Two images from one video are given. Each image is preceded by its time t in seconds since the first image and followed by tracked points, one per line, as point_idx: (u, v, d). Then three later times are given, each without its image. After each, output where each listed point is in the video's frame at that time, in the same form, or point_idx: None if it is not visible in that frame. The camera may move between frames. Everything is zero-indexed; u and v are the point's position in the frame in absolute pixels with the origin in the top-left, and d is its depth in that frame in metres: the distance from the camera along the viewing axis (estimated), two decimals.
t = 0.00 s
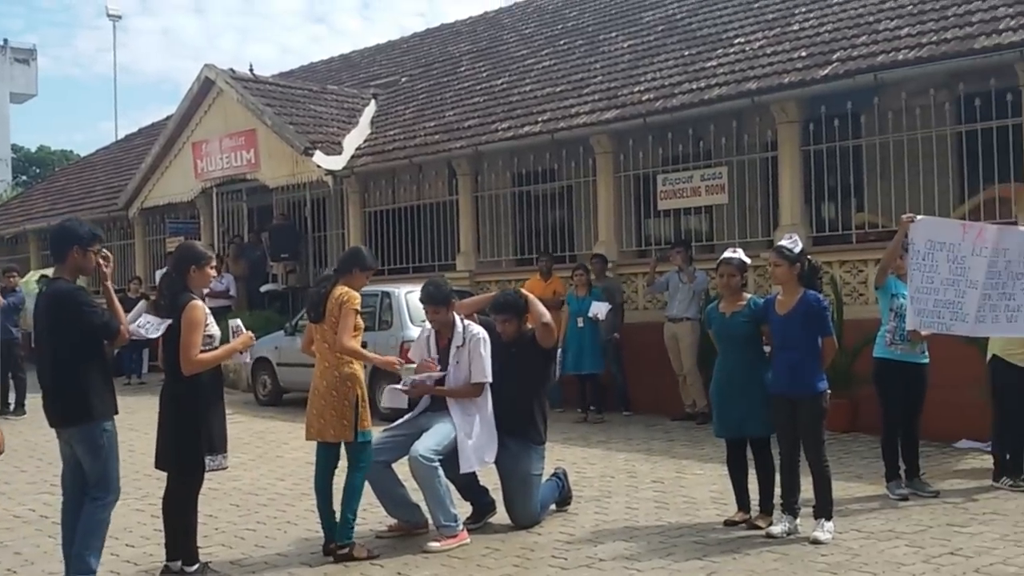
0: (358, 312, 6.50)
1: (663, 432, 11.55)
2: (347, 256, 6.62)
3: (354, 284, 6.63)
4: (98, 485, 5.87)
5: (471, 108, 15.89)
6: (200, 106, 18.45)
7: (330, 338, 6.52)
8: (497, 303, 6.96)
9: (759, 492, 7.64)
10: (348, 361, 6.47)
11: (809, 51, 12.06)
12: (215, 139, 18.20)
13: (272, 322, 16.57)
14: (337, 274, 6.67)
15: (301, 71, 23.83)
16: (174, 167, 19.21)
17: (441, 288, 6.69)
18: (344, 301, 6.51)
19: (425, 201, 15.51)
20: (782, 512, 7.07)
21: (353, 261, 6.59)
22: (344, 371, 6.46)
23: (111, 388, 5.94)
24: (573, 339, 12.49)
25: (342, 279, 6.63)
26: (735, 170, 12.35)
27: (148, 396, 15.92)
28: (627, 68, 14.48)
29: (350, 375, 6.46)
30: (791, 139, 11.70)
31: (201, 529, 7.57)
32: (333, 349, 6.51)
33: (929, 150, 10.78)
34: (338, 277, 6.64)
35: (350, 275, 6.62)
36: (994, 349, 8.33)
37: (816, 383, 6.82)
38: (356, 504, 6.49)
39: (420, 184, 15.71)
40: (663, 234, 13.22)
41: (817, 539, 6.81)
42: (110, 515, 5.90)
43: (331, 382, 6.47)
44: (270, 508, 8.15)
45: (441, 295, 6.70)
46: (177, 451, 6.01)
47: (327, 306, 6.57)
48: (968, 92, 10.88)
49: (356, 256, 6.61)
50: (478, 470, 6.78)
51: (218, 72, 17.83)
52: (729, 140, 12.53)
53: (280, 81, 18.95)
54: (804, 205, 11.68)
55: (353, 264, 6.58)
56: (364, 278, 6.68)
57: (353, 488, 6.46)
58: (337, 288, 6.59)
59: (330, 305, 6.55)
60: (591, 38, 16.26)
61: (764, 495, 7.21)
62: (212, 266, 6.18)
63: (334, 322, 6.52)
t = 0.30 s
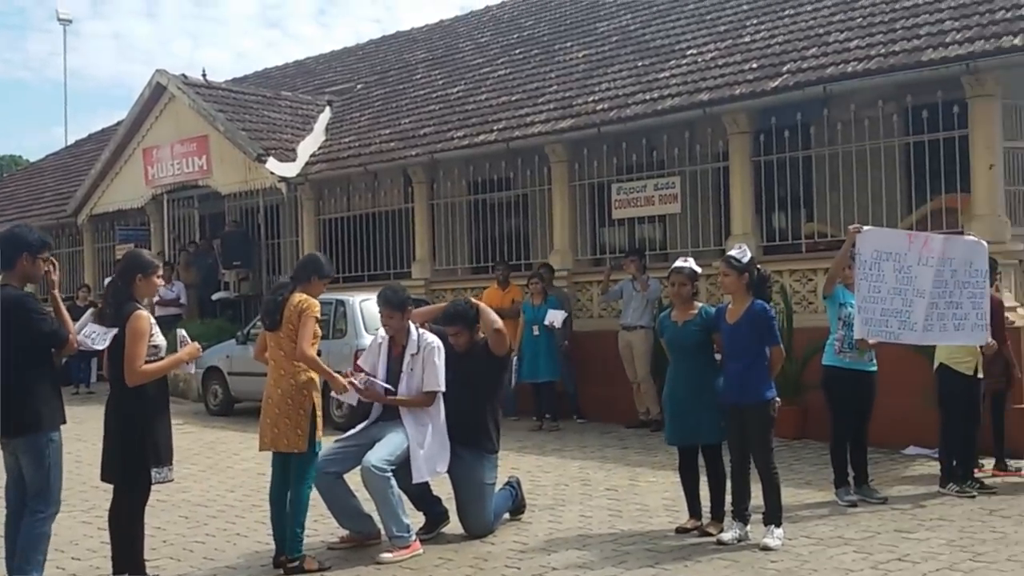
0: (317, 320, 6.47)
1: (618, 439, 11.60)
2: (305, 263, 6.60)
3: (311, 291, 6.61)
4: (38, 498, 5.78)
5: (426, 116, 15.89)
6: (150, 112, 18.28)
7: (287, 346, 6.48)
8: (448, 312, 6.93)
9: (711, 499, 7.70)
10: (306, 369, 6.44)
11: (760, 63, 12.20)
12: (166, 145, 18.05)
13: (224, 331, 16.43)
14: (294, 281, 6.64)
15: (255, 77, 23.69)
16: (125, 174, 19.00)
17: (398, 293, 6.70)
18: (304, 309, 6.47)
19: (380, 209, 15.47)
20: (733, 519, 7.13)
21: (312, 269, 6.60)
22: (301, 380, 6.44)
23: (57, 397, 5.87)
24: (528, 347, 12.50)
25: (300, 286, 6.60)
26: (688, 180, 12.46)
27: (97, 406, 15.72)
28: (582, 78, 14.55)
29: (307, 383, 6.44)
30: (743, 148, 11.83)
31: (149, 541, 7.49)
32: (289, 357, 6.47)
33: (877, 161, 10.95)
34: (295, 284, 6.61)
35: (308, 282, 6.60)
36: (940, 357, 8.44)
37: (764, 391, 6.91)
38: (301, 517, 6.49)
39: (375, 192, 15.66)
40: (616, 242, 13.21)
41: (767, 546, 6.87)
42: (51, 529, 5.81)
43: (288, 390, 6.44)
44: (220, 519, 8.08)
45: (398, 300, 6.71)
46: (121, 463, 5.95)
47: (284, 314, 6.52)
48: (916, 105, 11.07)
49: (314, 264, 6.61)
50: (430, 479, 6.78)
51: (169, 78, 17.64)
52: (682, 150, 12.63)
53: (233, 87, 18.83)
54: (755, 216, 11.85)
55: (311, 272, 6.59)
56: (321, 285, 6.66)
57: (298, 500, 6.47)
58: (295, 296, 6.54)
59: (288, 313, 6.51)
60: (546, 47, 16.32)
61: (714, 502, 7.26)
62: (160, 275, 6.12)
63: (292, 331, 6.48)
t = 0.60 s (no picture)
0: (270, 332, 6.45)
1: (570, 447, 11.62)
2: (256, 273, 6.54)
3: (263, 301, 6.57)
4: None
5: (378, 124, 15.85)
6: (99, 118, 18.07)
7: (239, 358, 6.45)
8: (397, 325, 6.96)
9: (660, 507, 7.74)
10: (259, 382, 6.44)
11: (710, 74, 12.33)
12: (114, 152, 17.85)
13: (173, 339, 16.26)
14: (244, 290, 6.60)
15: (206, 84, 23.50)
16: (72, 181, 18.77)
17: (346, 305, 6.67)
18: (257, 321, 6.43)
19: (332, 217, 15.38)
20: (683, 526, 7.18)
21: (262, 279, 6.53)
22: (254, 392, 6.44)
23: None
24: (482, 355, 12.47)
25: (251, 296, 6.55)
26: (639, 189, 12.55)
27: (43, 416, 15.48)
28: (535, 87, 14.61)
29: (259, 396, 6.45)
30: (693, 159, 11.86)
31: (93, 555, 7.39)
32: (241, 369, 6.45)
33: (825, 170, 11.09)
34: (245, 295, 6.56)
35: (259, 292, 6.57)
36: (887, 365, 8.58)
37: (713, 399, 6.97)
38: (250, 528, 6.50)
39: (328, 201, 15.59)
40: (569, 250, 13.34)
41: (716, 553, 6.92)
42: None
43: (240, 403, 6.43)
44: (168, 532, 7.99)
45: (346, 311, 6.68)
46: (66, 473, 5.88)
47: (235, 325, 6.46)
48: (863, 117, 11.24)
49: (265, 274, 6.57)
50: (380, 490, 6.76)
51: (118, 83, 17.47)
52: (633, 160, 12.71)
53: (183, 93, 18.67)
54: (704, 224, 11.94)
55: (262, 282, 6.52)
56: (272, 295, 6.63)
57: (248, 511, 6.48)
58: (246, 306, 6.49)
59: (239, 324, 6.47)
60: (500, 56, 16.36)
61: (664, 509, 7.30)
62: (103, 284, 6.05)
63: (244, 342, 6.45)
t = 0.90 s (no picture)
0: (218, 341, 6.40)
1: (525, 454, 11.64)
2: (204, 281, 6.53)
3: (209, 309, 6.54)
4: None
5: (332, 130, 15.80)
6: (47, 123, 17.84)
7: (187, 368, 6.39)
8: (347, 335, 6.92)
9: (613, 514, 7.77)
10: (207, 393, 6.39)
11: (662, 83, 12.43)
12: (63, 157, 17.62)
13: (123, 347, 16.08)
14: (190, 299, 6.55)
15: (157, 88, 23.28)
16: (19, 186, 18.49)
17: (292, 314, 6.67)
18: (204, 330, 6.36)
19: (285, 224, 15.29)
20: (635, 532, 7.21)
21: (211, 287, 6.53)
22: (203, 402, 6.39)
23: None
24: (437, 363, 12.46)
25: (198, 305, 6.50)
26: (593, 197, 12.62)
27: None
28: (490, 95, 14.63)
29: (208, 406, 6.40)
30: (646, 167, 12.03)
31: (39, 567, 7.29)
32: (190, 379, 6.39)
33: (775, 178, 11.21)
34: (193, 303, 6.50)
35: (206, 301, 6.53)
36: (835, 371, 8.65)
37: (664, 406, 7.03)
38: (198, 539, 6.49)
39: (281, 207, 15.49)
40: (524, 257, 13.27)
41: (668, 558, 6.95)
42: None
43: (189, 414, 6.38)
44: (116, 543, 7.90)
45: (293, 321, 6.67)
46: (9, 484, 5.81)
47: (182, 334, 6.39)
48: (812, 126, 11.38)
49: (213, 282, 6.55)
50: (334, 499, 6.73)
51: (66, 88, 17.25)
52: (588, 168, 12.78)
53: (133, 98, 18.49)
54: (658, 231, 12.00)
55: (211, 290, 6.53)
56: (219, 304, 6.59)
57: (197, 523, 6.46)
58: (192, 315, 6.43)
59: (185, 334, 6.40)
60: (454, 64, 16.37)
61: (616, 515, 7.33)
62: (48, 294, 5.98)
63: (192, 352, 6.39)
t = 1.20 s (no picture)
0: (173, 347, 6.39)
1: (490, 459, 11.65)
2: (160, 287, 6.51)
3: (167, 316, 6.53)
4: None
5: (295, 135, 15.75)
6: (5, 127, 17.64)
7: (142, 374, 6.39)
8: (309, 340, 6.89)
9: (577, 518, 7.80)
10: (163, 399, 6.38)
11: (625, 90, 12.50)
12: (22, 162, 17.44)
13: (83, 354, 15.93)
14: (147, 305, 6.54)
15: (117, 91, 23.09)
16: None
17: (248, 322, 6.63)
18: (158, 336, 6.36)
19: (247, 229, 15.22)
20: (598, 536, 7.23)
21: (167, 292, 6.51)
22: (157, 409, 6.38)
23: None
24: (402, 369, 12.39)
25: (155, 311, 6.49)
26: (557, 203, 12.67)
27: None
28: (454, 100, 14.64)
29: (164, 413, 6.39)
30: (609, 172, 12.08)
31: None
32: (145, 385, 6.40)
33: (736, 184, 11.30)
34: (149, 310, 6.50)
35: (162, 306, 6.52)
36: (794, 374, 8.74)
37: (627, 410, 7.03)
38: (158, 545, 6.50)
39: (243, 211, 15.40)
40: (487, 262, 13.30)
41: (630, 562, 6.98)
42: None
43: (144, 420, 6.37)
44: (74, 552, 7.83)
45: (250, 328, 6.64)
46: None
47: (138, 340, 6.40)
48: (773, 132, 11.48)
49: (170, 288, 6.53)
50: (295, 506, 6.70)
51: (25, 92, 17.06)
52: (551, 173, 12.82)
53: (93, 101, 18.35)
54: (621, 236, 12.04)
55: (167, 296, 6.51)
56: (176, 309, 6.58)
57: (157, 530, 6.46)
58: (149, 321, 6.42)
59: (141, 339, 6.38)
60: (418, 68, 16.36)
61: (578, 519, 7.36)
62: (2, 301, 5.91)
63: (147, 358, 6.38)
